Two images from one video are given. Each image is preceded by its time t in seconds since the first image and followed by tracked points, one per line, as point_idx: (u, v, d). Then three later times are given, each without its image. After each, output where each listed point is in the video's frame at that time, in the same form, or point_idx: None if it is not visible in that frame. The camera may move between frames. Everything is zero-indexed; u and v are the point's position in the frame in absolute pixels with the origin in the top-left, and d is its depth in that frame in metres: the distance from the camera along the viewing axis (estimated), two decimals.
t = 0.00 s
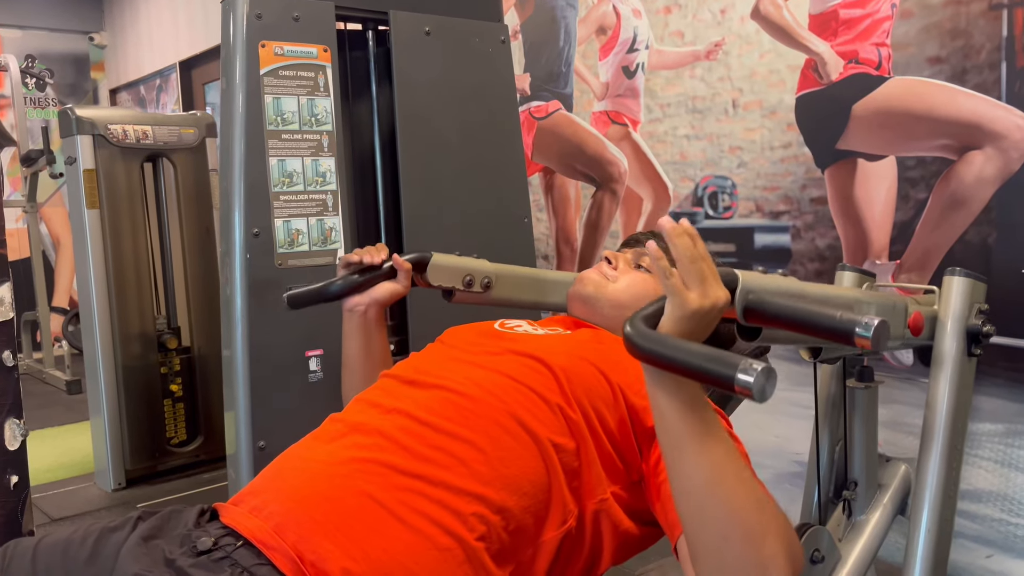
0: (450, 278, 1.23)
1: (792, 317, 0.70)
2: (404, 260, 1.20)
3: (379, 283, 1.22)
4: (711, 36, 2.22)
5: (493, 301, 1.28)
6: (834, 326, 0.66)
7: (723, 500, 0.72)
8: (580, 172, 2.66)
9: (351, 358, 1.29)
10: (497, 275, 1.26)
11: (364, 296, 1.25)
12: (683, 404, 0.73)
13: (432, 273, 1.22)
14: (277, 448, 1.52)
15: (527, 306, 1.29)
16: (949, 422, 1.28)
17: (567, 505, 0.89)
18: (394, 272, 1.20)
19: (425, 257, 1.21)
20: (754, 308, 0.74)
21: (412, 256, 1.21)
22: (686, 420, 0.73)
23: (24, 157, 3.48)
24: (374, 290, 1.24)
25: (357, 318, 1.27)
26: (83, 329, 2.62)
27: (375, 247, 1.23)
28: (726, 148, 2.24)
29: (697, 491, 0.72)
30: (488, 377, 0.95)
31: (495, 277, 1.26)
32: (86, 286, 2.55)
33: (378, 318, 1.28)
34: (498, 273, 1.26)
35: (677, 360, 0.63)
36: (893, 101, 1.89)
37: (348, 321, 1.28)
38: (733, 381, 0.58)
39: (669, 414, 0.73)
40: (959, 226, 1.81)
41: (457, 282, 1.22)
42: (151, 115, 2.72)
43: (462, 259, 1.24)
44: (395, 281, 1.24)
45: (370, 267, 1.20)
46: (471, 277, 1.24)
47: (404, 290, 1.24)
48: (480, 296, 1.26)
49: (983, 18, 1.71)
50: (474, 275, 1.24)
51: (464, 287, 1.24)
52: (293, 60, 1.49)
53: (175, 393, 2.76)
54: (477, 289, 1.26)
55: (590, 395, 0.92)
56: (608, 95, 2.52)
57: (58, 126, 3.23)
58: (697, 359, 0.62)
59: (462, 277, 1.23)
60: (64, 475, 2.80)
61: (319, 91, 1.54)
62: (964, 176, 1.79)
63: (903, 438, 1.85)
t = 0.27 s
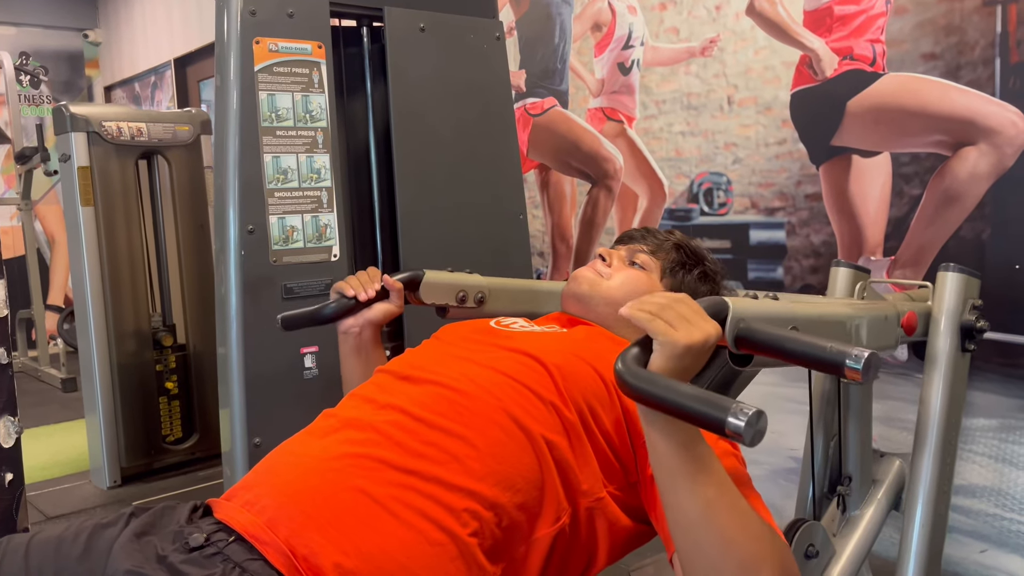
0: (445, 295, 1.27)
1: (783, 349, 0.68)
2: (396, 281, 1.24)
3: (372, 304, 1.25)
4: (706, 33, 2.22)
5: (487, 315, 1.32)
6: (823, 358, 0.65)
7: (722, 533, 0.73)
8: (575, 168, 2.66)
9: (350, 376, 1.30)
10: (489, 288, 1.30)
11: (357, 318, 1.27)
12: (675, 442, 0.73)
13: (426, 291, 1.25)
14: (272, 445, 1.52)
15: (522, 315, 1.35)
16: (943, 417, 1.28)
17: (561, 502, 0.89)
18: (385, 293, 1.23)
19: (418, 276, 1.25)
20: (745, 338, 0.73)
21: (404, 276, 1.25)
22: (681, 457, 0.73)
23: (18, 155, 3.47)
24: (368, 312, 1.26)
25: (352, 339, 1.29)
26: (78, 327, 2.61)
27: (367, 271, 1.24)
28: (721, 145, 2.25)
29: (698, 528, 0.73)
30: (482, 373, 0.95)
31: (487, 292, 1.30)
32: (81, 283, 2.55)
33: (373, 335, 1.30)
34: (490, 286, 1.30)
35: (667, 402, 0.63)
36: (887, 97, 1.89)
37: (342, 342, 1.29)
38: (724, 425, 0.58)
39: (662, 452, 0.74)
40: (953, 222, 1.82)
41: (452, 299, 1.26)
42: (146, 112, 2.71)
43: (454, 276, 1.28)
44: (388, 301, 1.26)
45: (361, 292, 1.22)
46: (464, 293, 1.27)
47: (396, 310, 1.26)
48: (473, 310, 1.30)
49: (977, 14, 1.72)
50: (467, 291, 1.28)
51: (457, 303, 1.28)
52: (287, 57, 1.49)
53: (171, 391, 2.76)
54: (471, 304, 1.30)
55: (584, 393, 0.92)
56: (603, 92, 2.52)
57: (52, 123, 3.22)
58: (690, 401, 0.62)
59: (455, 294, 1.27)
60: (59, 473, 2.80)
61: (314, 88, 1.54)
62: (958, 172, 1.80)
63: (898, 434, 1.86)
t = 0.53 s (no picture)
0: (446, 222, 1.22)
1: (796, 223, 0.67)
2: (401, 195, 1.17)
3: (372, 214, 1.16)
4: (700, 29, 2.22)
5: (485, 252, 1.29)
6: (830, 227, 0.65)
7: (709, 387, 0.69)
8: (569, 165, 2.66)
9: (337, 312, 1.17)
10: (490, 224, 1.26)
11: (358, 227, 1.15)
12: (674, 294, 0.73)
13: (429, 216, 1.20)
14: (265, 442, 1.52)
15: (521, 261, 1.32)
16: (935, 413, 1.29)
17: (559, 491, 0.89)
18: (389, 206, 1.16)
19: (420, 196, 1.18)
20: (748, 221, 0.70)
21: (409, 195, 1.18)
22: (676, 305, 0.72)
23: (11, 152, 3.45)
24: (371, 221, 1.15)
25: (349, 248, 1.16)
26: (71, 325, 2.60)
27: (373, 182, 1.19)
28: (714, 142, 2.25)
29: (684, 374, 0.69)
30: (478, 363, 0.95)
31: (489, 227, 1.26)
32: (74, 281, 2.54)
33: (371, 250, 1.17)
34: (492, 222, 1.26)
35: (678, 236, 0.69)
36: (881, 94, 1.90)
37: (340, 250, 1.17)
38: (733, 250, 0.66)
39: (659, 302, 0.73)
40: (946, 218, 1.82)
41: (453, 227, 1.22)
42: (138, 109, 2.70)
43: (457, 204, 1.24)
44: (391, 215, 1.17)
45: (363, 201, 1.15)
46: (465, 222, 1.23)
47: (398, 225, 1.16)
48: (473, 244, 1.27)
49: (969, 11, 1.72)
50: (468, 222, 1.24)
51: (459, 233, 1.24)
52: (279, 53, 1.48)
53: (164, 389, 2.75)
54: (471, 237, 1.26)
55: (580, 384, 0.93)
56: (597, 89, 2.52)
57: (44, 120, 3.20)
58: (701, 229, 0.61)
59: (457, 223, 1.23)
60: (52, 471, 2.79)
61: (307, 85, 1.53)
62: (950, 168, 1.80)
63: (891, 430, 1.86)
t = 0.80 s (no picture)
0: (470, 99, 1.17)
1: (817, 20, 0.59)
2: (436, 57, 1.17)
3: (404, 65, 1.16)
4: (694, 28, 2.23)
5: (504, 147, 1.21)
6: (857, 20, 0.57)
7: (707, 152, 0.67)
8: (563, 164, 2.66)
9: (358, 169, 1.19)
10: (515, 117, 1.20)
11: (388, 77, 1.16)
12: (701, 53, 0.67)
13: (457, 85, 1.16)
14: (258, 441, 1.52)
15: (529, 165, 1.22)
16: (927, 410, 1.30)
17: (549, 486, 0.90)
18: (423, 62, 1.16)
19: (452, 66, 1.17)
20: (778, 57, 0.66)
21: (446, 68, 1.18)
22: (696, 70, 0.67)
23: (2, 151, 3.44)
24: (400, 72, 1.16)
25: (375, 92, 1.16)
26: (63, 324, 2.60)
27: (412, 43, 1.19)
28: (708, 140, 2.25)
29: (689, 130, 0.67)
30: (469, 359, 0.95)
31: (512, 119, 1.20)
32: (66, 280, 2.53)
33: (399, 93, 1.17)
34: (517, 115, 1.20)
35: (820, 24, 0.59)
36: (873, 93, 1.91)
37: (368, 93, 1.17)
38: (884, 20, 0.56)
39: (681, 63, 0.67)
40: (937, 217, 1.83)
41: (476, 103, 1.17)
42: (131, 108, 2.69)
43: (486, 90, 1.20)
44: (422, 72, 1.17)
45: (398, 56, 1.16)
46: (488, 106, 1.18)
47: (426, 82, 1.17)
48: (493, 134, 1.20)
49: (961, 10, 1.73)
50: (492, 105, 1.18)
51: (480, 116, 1.19)
52: (273, 51, 1.48)
53: (157, 388, 2.74)
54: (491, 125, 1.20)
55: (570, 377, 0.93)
56: (590, 87, 2.52)
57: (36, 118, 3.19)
58: None
59: (481, 105, 1.18)
60: (44, 471, 2.78)
61: (299, 83, 1.53)
62: (942, 167, 1.81)
63: (883, 427, 1.87)
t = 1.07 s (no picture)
0: (484, 52, 1.17)
1: None
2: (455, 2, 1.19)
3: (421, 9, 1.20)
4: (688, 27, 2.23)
5: (512, 104, 1.17)
6: None
7: (692, 56, 0.70)
8: (557, 163, 2.66)
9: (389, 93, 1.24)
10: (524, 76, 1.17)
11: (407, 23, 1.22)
12: None
13: (471, 37, 1.16)
14: (252, 439, 1.51)
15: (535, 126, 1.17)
16: (918, 407, 1.30)
17: (546, 479, 0.89)
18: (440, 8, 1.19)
19: (470, 17, 1.18)
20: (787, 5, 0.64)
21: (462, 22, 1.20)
22: None
23: None
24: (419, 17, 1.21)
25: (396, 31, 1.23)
26: (56, 323, 2.59)
27: None
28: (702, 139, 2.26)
29: (675, 43, 0.70)
30: (463, 355, 0.96)
31: (524, 78, 1.17)
32: (59, 278, 2.52)
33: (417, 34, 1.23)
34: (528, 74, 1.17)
35: None
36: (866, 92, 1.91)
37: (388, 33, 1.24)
38: None
39: None
40: (929, 216, 1.84)
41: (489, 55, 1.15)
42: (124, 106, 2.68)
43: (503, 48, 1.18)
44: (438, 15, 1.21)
45: None
46: (502, 60, 1.16)
47: (444, 27, 1.20)
48: (502, 89, 1.17)
49: (954, 10, 1.74)
50: (503, 59, 1.16)
51: (493, 70, 1.16)
52: (266, 50, 1.48)
53: (151, 386, 2.74)
54: (503, 82, 1.17)
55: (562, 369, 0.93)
56: (585, 86, 2.52)
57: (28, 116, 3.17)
58: None
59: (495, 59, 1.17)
60: (37, 470, 2.77)
61: (293, 81, 1.53)
62: (934, 166, 1.82)
63: (876, 426, 1.88)
